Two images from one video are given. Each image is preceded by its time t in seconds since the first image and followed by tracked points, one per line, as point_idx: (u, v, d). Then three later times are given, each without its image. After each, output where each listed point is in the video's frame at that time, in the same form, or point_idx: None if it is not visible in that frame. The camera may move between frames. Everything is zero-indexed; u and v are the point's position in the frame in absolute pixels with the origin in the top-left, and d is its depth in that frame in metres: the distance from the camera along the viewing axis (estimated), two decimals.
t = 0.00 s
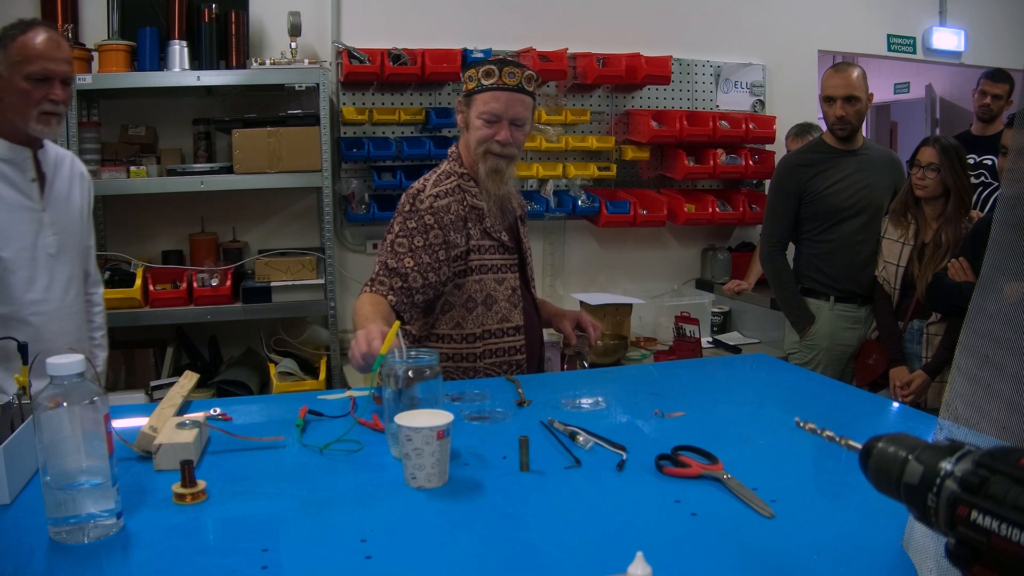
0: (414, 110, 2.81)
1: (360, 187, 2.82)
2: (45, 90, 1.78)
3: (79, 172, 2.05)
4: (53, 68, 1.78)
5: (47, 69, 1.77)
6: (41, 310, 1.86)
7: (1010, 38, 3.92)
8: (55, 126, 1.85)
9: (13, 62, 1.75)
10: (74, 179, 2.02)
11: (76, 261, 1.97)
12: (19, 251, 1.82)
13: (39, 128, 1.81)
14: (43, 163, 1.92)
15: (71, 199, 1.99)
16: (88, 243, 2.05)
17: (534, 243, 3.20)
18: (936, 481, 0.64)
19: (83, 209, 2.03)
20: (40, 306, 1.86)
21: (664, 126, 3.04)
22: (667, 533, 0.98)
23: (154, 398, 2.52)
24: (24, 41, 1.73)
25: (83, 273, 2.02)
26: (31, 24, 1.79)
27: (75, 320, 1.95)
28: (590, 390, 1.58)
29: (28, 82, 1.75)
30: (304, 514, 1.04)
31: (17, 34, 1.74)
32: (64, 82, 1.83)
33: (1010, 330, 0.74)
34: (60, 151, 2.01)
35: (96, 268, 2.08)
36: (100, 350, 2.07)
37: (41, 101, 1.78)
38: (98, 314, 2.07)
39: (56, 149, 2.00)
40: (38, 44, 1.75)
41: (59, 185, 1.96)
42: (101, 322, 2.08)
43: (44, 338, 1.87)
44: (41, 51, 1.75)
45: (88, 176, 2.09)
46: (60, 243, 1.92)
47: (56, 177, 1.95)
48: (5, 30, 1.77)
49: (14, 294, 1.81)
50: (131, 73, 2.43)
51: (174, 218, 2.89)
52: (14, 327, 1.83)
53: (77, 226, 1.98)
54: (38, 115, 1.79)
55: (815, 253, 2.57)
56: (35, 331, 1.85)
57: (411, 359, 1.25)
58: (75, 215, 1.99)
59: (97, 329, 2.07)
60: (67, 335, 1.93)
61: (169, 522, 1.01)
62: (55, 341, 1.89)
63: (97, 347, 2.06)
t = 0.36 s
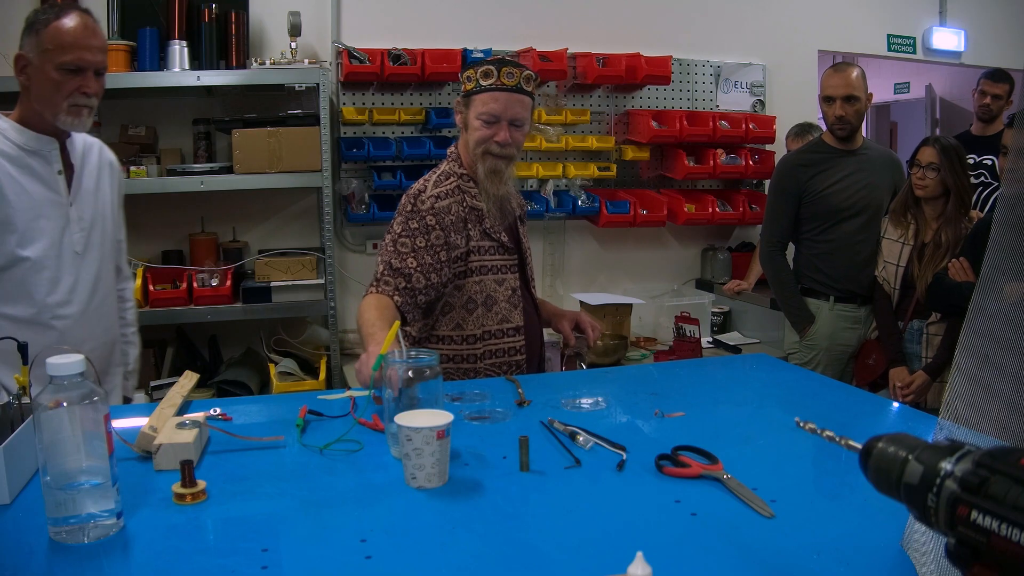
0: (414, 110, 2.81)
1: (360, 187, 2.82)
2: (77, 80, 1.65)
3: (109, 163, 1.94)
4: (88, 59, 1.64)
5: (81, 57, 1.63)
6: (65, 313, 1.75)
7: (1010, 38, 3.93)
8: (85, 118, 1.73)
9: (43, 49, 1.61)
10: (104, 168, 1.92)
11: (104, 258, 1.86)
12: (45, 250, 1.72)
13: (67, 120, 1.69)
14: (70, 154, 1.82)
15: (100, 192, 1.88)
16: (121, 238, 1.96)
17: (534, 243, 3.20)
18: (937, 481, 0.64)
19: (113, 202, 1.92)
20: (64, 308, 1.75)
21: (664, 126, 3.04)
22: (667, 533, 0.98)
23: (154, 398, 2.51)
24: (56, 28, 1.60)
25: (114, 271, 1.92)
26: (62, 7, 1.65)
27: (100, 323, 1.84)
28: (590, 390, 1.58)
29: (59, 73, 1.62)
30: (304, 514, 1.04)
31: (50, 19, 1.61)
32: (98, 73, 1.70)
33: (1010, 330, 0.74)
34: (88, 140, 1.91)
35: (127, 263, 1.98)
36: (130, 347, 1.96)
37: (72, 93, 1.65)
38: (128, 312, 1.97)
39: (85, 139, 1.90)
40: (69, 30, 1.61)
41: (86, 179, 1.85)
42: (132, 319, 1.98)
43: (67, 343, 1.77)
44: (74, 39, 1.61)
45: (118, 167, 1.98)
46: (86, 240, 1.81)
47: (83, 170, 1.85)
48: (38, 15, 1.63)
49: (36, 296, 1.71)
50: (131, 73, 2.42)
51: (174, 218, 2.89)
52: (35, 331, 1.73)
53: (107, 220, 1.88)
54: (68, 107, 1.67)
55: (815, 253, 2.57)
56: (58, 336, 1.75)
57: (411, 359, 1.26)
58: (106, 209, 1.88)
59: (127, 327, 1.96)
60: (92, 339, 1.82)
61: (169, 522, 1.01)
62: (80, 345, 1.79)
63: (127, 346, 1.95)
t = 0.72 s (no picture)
0: (414, 110, 2.81)
1: (360, 187, 2.82)
2: (111, 81, 1.57)
3: (150, 167, 1.82)
4: (123, 59, 1.56)
5: (116, 58, 1.55)
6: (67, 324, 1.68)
7: (1010, 38, 3.93)
8: (120, 120, 1.65)
9: (78, 48, 1.53)
10: (145, 172, 1.80)
11: (130, 269, 1.76)
12: (51, 257, 1.65)
13: (100, 122, 1.61)
14: (95, 159, 1.70)
15: (130, 199, 1.76)
16: (161, 247, 1.83)
17: (534, 243, 3.19)
18: (937, 481, 0.64)
19: (148, 209, 1.80)
20: (67, 319, 1.68)
21: (664, 126, 3.04)
22: (667, 533, 0.98)
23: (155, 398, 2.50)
24: (90, 27, 1.53)
25: (145, 281, 1.81)
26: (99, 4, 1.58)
27: (113, 337, 1.75)
28: (590, 390, 1.58)
29: (93, 73, 1.54)
30: (304, 514, 1.04)
31: (83, 17, 1.54)
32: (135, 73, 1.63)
33: (1010, 330, 0.74)
34: (131, 141, 1.79)
35: (172, 273, 1.86)
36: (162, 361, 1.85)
37: (105, 95, 1.58)
38: (165, 323, 1.85)
39: (126, 141, 1.78)
40: (103, 29, 1.54)
41: (114, 185, 1.74)
42: (169, 331, 1.86)
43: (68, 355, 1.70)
44: (108, 38, 1.54)
45: (164, 172, 1.85)
46: (105, 249, 1.71)
47: (113, 175, 1.74)
48: (70, 13, 1.56)
49: (37, 304, 1.65)
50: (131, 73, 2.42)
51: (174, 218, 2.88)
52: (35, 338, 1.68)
53: (135, 228, 1.76)
54: (101, 109, 1.59)
55: (815, 253, 2.57)
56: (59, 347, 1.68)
57: (411, 359, 1.26)
58: (132, 216, 1.76)
59: (163, 339, 1.85)
60: (102, 353, 1.73)
61: (168, 522, 1.01)
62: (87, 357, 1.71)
63: (160, 359, 1.85)
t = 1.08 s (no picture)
0: (414, 110, 2.81)
1: (360, 187, 2.82)
2: (182, 85, 1.52)
3: (218, 176, 1.75)
4: (196, 62, 1.51)
5: (189, 61, 1.50)
6: (102, 324, 1.64)
7: (1009, 38, 3.93)
8: (191, 124, 1.61)
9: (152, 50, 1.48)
10: (212, 180, 1.73)
11: (179, 277, 1.69)
12: (94, 255, 1.60)
13: (171, 125, 1.57)
14: (156, 163, 1.64)
15: (189, 207, 1.69)
16: (222, 260, 1.77)
17: (534, 243, 3.19)
18: (936, 481, 0.64)
19: (207, 220, 1.72)
20: (104, 319, 1.63)
21: (664, 126, 3.04)
22: (668, 533, 0.98)
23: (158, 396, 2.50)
24: (162, 28, 1.48)
25: (197, 292, 1.74)
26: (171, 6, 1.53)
27: (150, 344, 1.68)
28: (590, 390, 1.58)
29: (165, 76, 1.49)
30: (304, 515, 1.04)
31: (156, 19, 1.49)
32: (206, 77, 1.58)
33: (1010, 330, 0.74)
34: (203, 149, 1.73)
35: (233, 287, 1.79)
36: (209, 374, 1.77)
37: (176, 98, 1.53)
38: (217, 335, 1.78)
39: (198, 148, 1.72)
40: (176, 31, 1.49)
41: (174, 191, 1.67)
42: (221, 345, 1.78)
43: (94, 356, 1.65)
44: (181, 40, 1.49)
45: (232, 182, 1.78)
46: (154, 254, 1.64)
47: (176, 180, 1.67)
48: (144, 13, 1.52)
49: (76, 301, 1.61)
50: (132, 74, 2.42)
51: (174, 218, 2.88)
52: (68, 333, 1.64)
53: (189, 237, 1.69)
54: (171, 113, 1.54)
55: (815, 253, 2.57)
56: (89, 347, 1.63)
57: (412, 359, 1.27)
58: (188, 224, 1.68)
59: (212, 351, 1.77)
60: (134, 360, 1.67)
61: (168, 522, 1.01)
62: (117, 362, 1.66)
63: (205, 370, 1.77)
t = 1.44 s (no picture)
0: (414, 110, 2.81)
1: (360, 187, 2.82)
2: (238, 93, 1.54)
3: (266, 185, 1.74)
4: (254, 71, 1.53)
5: (248, 70, 1.52)
6: (137, 322, 1.64)
7: (1009, 38, 3.93)
8: (246, 133, 1.61)
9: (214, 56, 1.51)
10: (261, 190, 1.73)
11: (218, 284, 1.68)
12: (136, 252, 1.60)
13: (224, 132, 1.57)
14: (205, 168, 1.63)
15: (234, 214, 1.67)
16: (266, 270, 1.76)
17: (534, 243, 3.19)
18: (936, 481, 0.64)
19: (253, 228, 1.71)
20: (139, 317, 1.64)
21: (664, 126, 3.04)
22: (669, 533, 0.98)
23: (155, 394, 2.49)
24: (224, 36, 1.50)
25: (234, 300, 1.73)
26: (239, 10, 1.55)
27: (183, 347, 1.68)
28: (590, 390, 1.58)
29: (222, 82, 1.52)
30: (304, 514, 1.04)
31: (218, 24, 1.51)
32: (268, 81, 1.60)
33: (1010, 330, 0.74)
34: (255, 157, 1.72)
35: (275, 299, 1.78)
36: (240, 381, 1.75)
37: (231, 106, 1.54)
38: (254, 345, 1.76)
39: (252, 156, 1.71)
40: (237, 39, 1.51)
41: (222, 196, 1.66)
42: (256, 355, 1.76)
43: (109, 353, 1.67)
44: (243, 48, 1.51)
45: (283, 194, 1.77)
46: (194, 258, 1.63)
47: (226, 185, 1.66)
48: (208, 16, 1.53)
49: (115, 295, 1.62)
50: (132, 74, 2.42)
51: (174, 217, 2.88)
52: (104, 326, 1.65)
53: (230, 246, 1.68)
54: (225, 119, 1.55)
55: (814, 253, 2.57)
56: (119, 341, 1.65)
57: (411, 360, 1.27)
58: (231, 231, 1.67)
59: (246, 359, 1.75)
60: (164, 361, 1.68)
61: (169, 522, 1.01)
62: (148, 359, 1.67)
63: (238, 378, 1.75)
